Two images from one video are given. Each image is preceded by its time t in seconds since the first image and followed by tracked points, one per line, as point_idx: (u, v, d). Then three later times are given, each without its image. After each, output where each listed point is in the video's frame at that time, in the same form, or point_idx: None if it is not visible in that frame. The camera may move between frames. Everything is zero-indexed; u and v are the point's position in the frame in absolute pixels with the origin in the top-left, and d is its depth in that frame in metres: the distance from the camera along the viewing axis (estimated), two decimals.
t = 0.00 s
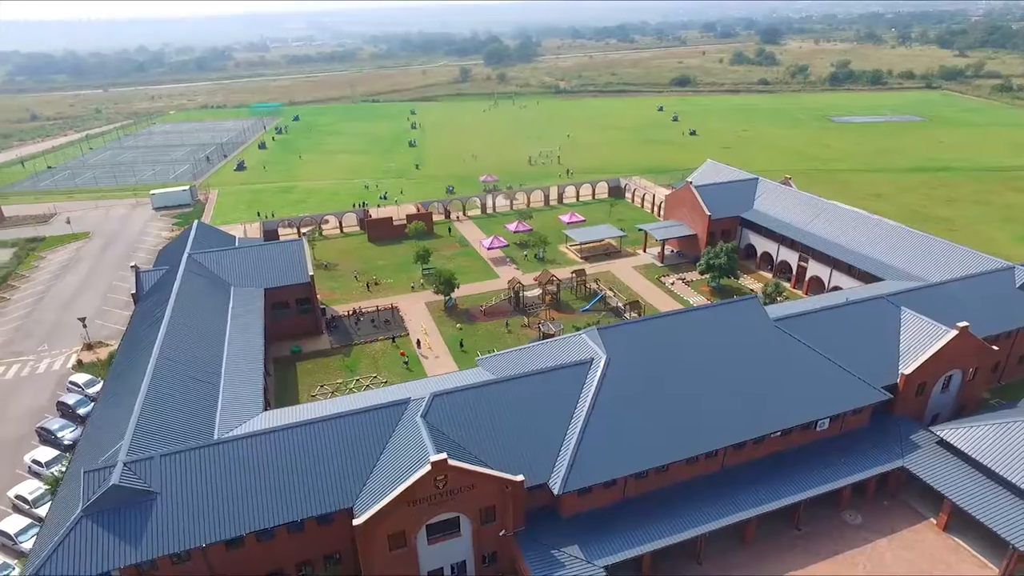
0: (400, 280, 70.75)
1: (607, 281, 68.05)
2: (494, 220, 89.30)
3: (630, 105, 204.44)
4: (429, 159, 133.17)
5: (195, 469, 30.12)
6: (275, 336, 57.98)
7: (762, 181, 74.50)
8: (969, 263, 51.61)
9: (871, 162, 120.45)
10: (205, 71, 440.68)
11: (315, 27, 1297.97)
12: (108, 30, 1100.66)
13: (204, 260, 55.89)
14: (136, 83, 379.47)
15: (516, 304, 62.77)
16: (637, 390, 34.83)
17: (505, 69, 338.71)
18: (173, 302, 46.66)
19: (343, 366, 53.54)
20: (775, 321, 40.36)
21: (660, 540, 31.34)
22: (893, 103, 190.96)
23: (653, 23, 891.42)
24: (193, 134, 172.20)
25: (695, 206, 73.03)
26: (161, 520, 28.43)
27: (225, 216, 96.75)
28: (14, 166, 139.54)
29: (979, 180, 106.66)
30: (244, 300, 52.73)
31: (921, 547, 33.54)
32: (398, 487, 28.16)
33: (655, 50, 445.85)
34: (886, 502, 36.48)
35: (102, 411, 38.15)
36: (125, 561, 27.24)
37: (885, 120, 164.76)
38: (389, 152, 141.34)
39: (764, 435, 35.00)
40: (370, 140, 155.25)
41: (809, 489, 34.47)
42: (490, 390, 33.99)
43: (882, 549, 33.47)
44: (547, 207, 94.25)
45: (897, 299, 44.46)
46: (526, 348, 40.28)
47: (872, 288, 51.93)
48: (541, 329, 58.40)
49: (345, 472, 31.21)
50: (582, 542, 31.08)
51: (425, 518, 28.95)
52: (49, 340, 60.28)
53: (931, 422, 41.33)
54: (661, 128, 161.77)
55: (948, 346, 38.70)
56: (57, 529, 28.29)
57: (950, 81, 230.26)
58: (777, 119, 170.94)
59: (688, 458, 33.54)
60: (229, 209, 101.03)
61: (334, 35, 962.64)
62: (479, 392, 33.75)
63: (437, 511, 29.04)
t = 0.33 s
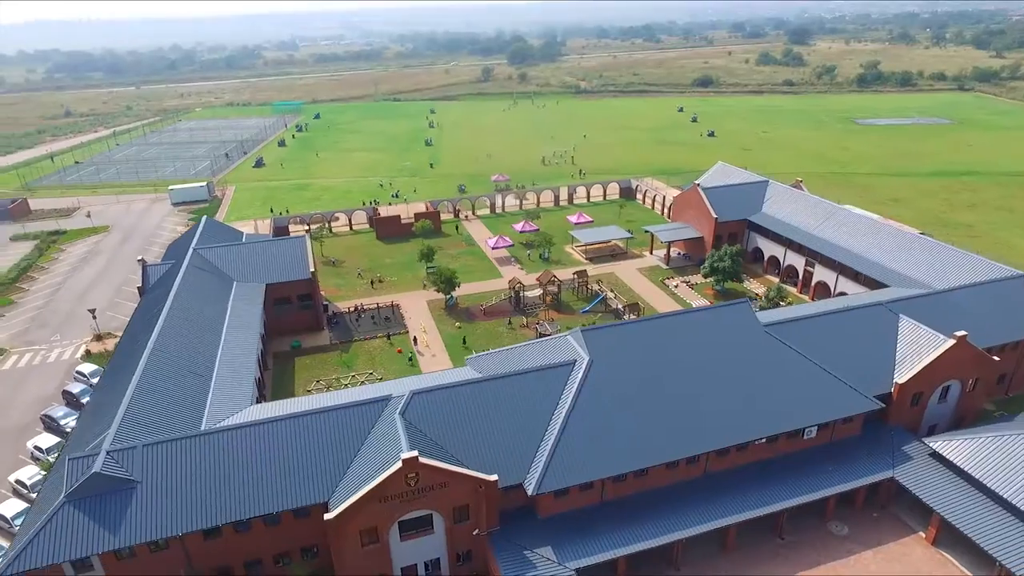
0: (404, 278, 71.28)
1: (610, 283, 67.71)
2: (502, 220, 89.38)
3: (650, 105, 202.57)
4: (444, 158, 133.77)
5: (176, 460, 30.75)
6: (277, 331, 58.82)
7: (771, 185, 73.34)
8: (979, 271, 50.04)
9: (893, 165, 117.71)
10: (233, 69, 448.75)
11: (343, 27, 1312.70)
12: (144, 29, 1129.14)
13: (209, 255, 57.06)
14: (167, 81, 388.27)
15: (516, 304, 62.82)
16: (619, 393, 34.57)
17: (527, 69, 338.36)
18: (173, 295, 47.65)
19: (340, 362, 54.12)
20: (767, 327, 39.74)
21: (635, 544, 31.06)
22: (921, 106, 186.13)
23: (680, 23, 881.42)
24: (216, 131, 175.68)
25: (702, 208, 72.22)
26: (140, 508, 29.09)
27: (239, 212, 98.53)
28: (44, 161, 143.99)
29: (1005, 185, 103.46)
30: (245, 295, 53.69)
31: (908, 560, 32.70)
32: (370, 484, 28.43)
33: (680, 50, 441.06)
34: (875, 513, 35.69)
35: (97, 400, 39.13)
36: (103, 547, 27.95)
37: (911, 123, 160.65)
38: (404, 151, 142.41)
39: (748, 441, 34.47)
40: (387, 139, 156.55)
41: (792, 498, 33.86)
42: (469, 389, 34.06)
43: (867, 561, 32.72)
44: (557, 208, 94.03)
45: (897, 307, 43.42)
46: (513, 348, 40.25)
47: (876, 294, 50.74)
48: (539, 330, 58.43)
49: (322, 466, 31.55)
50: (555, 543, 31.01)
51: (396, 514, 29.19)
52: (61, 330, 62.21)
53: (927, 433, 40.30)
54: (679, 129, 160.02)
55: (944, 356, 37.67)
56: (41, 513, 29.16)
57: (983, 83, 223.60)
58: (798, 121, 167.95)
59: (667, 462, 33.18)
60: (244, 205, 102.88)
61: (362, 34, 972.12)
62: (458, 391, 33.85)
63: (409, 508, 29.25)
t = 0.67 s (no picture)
0: (408, 276, 71.83)
1: (612, 284, 67.28)
2: (511, 219, 89.37)
3: (671, 106, 200.41)
4: (460, 157, 134.37)
5: (156, 448, 31.56)
6: (278, 326, 59.73)
7: (781, 188, 71.99)
8: (988, 280, 48.43)
9: (917, 170, 114.51)
10: (264, 67, 457.43)
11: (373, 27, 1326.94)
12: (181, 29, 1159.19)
13: (214, 249, 58.24)
14: (199, 78, 397.74)
15: (516, 304, 62.73)
16: (596, 396, 34.33)
17: (552, 69, 337.93)
18: (173, 288, 48.84)
19: (337, 357, 54.78)
20: (755, 331, 39.05)
21: (605, 548, 30.85)
22: (954, 108, 180.68)
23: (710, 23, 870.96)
24: (241, 128, 179.35)
25: (708, 211, 71.31)
26: (118, 495, 29.90)
27: (254, 208, 100.48)
28: (75, 156, 148.73)
29: None
30: (246, 290, 54.73)
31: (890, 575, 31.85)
32: (338, 478, 28.76)
33: (709, 51, 435.40)
34: (860, 525, 34.87)
35: (91, 388, 40.23)
36: (81, 531, 28.84)
37: (941, 126, 156.10)
38: (421, 149, 143.53)
39: (728, 448, 33.98)
40: (405, 138, 158.09)
41: (771, 506, 33.27)
42: (445, 387, 34.16)
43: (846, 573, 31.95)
44: (567, 208, 93.69)
45: (893, 314, 42.29)
46: (498, 348, 40.20)
47: (878, 302, 49.44)
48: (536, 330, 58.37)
49: (297, 460, 32.03)
50: (524, 544, 30.97)
51: (365, 509, 29.49)
52: (74, 319, 64.28)
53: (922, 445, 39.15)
54: (699, 130, 157.98)
55: (937, 365, 36.51)
56: (26, 496, 30.18)
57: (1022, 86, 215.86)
58: (823, 123, 164.49)
59: (642, 466, 32.87)
60: (260, 201, 104.95)
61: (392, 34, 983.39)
62: (434, 389, 33.96)
63: (377, 503, 29.52)
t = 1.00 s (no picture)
0: (411, 274, 72.33)
1: (613, 286, 66.98)
2: (518, 219, 89.41)
3: (690, 107, 198.44)
4: (473, 156, 134.76)
5: (139, 439, 32.29)
6: (280, 322, 60.59)
7: (789, 191, 70.83)
8: (993, 288, 47.18)
9: (939, 174, 111.73)
10: (289, 65, 464.34)
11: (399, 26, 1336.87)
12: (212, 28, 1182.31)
13: (217, 246, 59.29)
14: (226, 77, 405.01)
15: (514, 304, 62.69)
16: (575, 398, 34.24)
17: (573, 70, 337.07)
18: (173, 283, 49.91)
19: (334, 354, 55.42)
20: (743, 336, 38.56)
21: (578, 551, 30.75)
22: (983, 111, 175.66)
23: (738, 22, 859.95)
24: (261, 126, 182.32)
25: (713, 213, 70.54)
26: (101, 484, 30.71)
27: (267, 205, 102.11)
28: (100, 152, 152.70)
29: None
30: (247, 286, 55.64)
31: None
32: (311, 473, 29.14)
33: (734, 51, 429.96)
34: (844, 536, 34.28)
35: (87, 378, 41.33)
36: (65, 518, 29.71)
37: (968, 129, 152.02)
38: (436, 148, 144.34)
39: (707, 454, 33.65)
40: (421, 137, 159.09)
41: (750, 514, 32.85)
42: (424, 386, 34.37)
43: None
44: (575, 209, 93.37)
45: (889, 322, 41.40)
46: (484, 347, 40.26)
47: (878, 309, 48.47)
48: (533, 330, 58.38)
49: (276, 454, 32.50)
50: (496, 544, 31.03)
51: (339, 505, 29.86)
52: (86, 311, 66.05)
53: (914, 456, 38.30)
54: (717, 131, 156.16)
55: (929, 376, 35.67)
56: (14, 482, 31.17)
57: None
58: (845, 125, 161.46)
59: (618, 470, 32.74)
60: (273, 198, 106.55)
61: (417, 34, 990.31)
62: (415, 388, 34.22)
63: (351, 499, 29.87)
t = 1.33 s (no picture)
0: (414, 273, 72.87)
1: (613, 289, 66.75)
2: (524, 220, 89.42)
3: (708, 108, 196.34)
4: (485, 156, 135.10)
5: (124, 431, 33.09)
6: (280, 319, 61.50)
7: (796, 195, 69.69)
8: (996, 297, 45.94)
9: (960, 178, 108.96)
10: (313, 65, 469.95)
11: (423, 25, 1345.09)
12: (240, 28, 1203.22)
13: (220, 242, 60.37)
14: (251, 75, 411.54)
15: (512, 304, 62.73)
16: (552, 401, 34.40)
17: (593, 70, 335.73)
18: (174, 278, 51.11)
19: (331, 351, 56.10)
20: (729, 341, 38.20)
21: (549, 553, 30.72)
22: (1013, 114, 170.68)
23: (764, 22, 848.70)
24: (280, 124, 185.04)
25: (717, 216, 69.81)
26: (86, 473, 31.56)
27: (279, 203, 103.64)
28: (123, 149, 156.35)
29: None
30: (248, 282, 56.64)
31: None
32: (285, 469, 29.58)
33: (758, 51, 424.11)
34: (825, 548, 33.80)
35: (83, 371, 42.42)
36: (50, 506, 30.59)
37: (994, 133, 148.03)
38: (449, 148, 145.07)
39: (685, 460, 33.44)
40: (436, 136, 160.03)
41: (728, 520, 32.55)
42: (404, 385, 34.67)
43: None
44: (582, 210, 93.14)
45: (881, 330, 40.62)
46: (469, 348, 40.49)
47: (876, 316, 47.61)
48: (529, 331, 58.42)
49: (256, 449, 33.09)
50: (468, 544, 31.16)
51: (312, 501, 30.21)
52: (96, 305, 67.83)
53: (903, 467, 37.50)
54: (733, 133, 154.28)
55: (917, 386, 34.89)
56: (4, 470, 32.13)
57: None
58: (866, 127, 158.31)
59: (594, 474, 32.72)
60: (286, 196, 108.13)
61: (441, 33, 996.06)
62: (394, 387, 34.56)
63: (324, 496, 30.22)
